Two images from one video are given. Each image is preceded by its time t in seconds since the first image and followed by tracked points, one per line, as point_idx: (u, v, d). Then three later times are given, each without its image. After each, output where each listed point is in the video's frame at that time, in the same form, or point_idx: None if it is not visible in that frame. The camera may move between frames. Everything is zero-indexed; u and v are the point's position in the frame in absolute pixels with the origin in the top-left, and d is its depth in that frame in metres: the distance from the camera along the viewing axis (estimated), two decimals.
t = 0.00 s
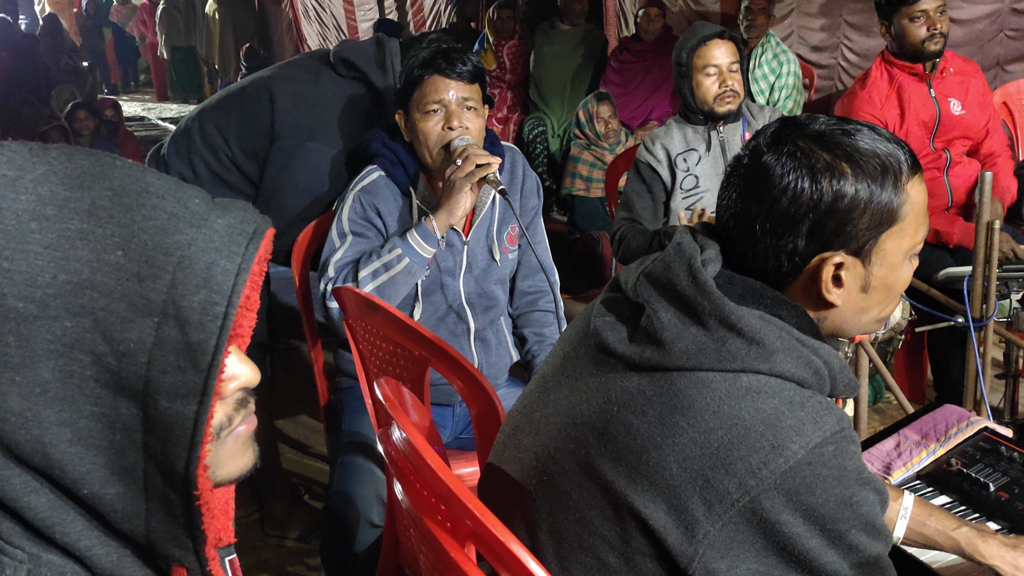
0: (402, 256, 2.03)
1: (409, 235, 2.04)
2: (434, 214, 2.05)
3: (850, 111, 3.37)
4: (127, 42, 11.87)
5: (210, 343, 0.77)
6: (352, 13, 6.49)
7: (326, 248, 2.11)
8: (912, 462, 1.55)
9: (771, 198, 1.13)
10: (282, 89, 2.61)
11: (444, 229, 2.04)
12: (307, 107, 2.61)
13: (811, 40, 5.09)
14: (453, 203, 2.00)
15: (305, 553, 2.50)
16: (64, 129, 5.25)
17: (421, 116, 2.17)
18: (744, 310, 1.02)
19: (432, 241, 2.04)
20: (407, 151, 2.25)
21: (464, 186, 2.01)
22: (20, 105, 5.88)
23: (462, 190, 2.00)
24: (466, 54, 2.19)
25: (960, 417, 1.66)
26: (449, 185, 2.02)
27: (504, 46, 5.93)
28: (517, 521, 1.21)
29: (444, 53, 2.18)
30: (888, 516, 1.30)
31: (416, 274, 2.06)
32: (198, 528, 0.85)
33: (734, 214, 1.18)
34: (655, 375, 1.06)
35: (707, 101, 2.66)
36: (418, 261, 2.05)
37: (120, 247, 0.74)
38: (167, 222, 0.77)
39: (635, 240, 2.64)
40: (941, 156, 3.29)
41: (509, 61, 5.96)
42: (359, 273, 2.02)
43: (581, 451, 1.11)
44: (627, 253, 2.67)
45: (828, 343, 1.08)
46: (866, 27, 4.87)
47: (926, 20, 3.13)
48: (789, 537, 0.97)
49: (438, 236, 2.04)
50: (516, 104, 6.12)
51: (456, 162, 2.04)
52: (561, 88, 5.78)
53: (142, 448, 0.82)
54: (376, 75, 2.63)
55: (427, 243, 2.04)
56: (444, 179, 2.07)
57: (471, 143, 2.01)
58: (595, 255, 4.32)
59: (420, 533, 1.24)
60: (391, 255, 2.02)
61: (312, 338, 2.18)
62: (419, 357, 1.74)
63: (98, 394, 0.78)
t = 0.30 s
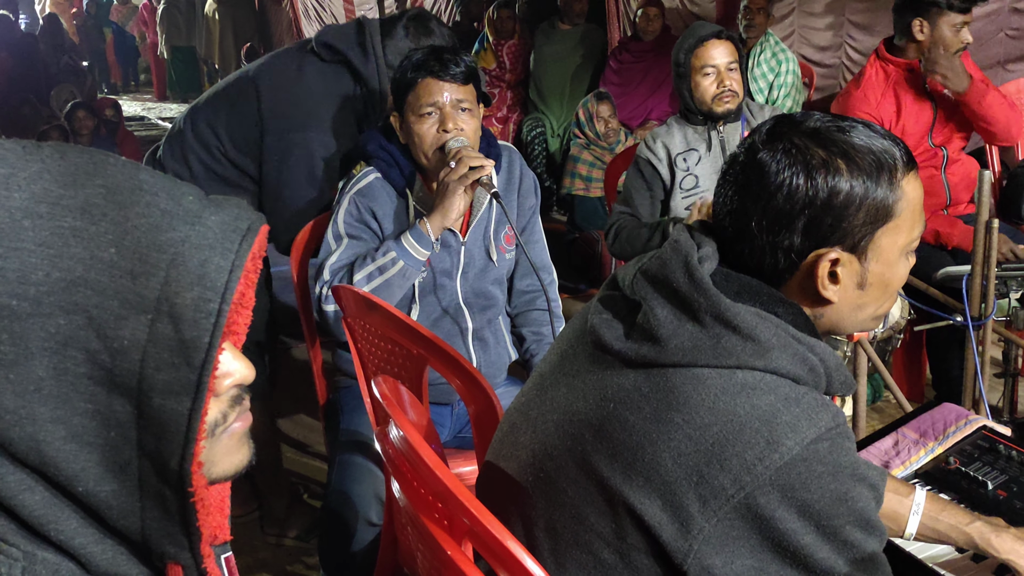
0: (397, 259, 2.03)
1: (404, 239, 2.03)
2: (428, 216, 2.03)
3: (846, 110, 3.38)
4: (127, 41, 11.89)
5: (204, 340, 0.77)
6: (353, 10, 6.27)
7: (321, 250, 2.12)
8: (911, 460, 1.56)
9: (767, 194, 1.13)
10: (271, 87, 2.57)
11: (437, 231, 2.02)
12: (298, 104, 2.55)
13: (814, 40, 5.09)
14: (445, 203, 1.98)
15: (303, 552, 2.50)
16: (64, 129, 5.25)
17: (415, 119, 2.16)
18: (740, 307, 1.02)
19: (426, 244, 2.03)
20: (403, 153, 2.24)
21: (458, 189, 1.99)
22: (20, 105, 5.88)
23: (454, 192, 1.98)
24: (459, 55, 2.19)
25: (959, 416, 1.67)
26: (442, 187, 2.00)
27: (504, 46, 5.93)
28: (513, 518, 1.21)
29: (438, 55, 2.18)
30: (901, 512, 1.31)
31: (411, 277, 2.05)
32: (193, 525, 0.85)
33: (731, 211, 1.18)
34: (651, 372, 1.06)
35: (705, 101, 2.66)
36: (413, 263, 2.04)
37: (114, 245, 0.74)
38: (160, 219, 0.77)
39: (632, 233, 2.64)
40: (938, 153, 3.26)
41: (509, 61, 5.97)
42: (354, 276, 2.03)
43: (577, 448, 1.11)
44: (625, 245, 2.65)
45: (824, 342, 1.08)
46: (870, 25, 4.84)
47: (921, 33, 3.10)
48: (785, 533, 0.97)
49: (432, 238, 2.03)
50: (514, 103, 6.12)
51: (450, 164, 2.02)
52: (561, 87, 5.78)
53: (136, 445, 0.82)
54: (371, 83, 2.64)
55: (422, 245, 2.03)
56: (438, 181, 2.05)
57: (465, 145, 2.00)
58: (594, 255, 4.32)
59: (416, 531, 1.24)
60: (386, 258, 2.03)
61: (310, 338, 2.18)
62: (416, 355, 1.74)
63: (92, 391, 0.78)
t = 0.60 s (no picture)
0: (392, 261, 2.03)
1: (399, 241, 2.03)
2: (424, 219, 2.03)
3: (849, 107, 3.33)
4: (127, 42, 11.91)
5: (200, 339, 0.77)
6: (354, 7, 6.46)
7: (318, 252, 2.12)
8: (910, 460, 1.56)
9: (766, 195, 1.13)
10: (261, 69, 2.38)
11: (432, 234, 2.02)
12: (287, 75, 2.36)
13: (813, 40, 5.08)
14: (439, 204, 1.98)
15: (303, 552, 2.50)
16: (64, 129, 5.26)
17: (411, 120, 2.16)
18: (740, 307, 1.02)
19: (422, 246, 2.03)
20: (401, 155, 2.24)
21: (453, 191, 1.98)
22: (20, 105, 5.89)
23: (449, 194, 1.97)
24: (454, 55, 2.19)
25: (958, 416, 1.67)
26: (437, 188, 1.99)
27: (504, 46, 5.94)
28: (513, 518, 1.21)
29: (432, 56, 2.17)
30: (899, 512, 1.32)
31: (407, 280, 2.05)
32: (190, 524, 0.85)
33: (730, 213, 1.18)
34: (651, 372, 1.06)
35: (707, 101, 2.67)
36: (409, 265, 2.04)
37: (110, 244, 0.74)
38: (157, 218, 0.77)
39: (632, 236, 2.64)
40: (938, 152, 3.27)
41: (509, 61, 5.97)
42: (350, 278, 2.03)
43: (578, 448, 1.11)
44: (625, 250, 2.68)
45: (825, 343, 1.09)
46: (873, 25, 4.95)
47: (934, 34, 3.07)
48: (785, 535, 0.97)
49: (428, 241, 2.03)
50: (514, 103, 6.13)
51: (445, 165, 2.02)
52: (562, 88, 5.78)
53: (133, 444, 0.82)
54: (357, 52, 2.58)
55: (417, 247, 2.03)
56: (434, 183, 2.05)
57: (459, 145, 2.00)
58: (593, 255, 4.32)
59: (416, 531, 1.24)
60: (382, 261, 2.03)
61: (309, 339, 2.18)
62: (416, 355, 1.74)
63: (89, 390, 0.78)
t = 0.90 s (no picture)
0: (390, 264, 2.03)
1: (397, 243, 2.03)
2: (422, 221, 2.03)
3: (851, 105, 3.32)
4: (126, 42, 11.92)
5: (201, 339, 0.77)
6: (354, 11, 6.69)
7: (317, 254, 2.12)
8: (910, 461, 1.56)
9: (769, 197, 1.13)
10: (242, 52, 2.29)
11: (430, 237, 2.02)
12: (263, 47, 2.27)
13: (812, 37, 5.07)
14: (437, 207, 1.99)
15: (304, 552, 2.51)
16: (64, 129, 5.26)
17: (410, 121, 2.16)
18: (743, 308, 1.03)
19: (420, 248, 2.03)
20: (400, 155, 2.24)
21: (451, 193, 1.98)
22: (20, 105, 5.90)
23: (448, 197, 1.97)
24: (453, 55, 2.19)
25: (958, 415, 1.66)
26: (436, 191, 1.99)
27: (504, 46, 5.95)
28: (514, 518, 1.21)
29: (431, 56, 2.17)
30: (954, 506, 1.30)
31: (406, 282, 2.05)
32: (191, 523, 0.85)
33: (733, 214, 1.18)
34: (655, 372, 1.06)
35: (710, 101, 2.66)
36: (407, 267, 2.04)
37: (111, 244, 0.74)
38: (157, 218, 0.77)
39: (634, 236, 2.64)
40: (939, 151, 3.27)
41: (509, 60, 5.98)
42: (349, 280, 2.03)
43: (580, 446, 1.11)
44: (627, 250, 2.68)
45: (830, 346, 1.08)
46: (874, 25, 4.99)
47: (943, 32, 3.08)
48: (785, 536, 0.97)
49: (426, 244, 2.03)
50: (514, 103, 6.13)
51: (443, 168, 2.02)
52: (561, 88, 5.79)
53: (134, 443, 0.82)
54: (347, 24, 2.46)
55: (416, 250, 2.03)
56: (433, 184, 2.04)
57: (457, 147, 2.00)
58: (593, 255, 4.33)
59: (417, 530, 1.24)
60: (380, 263, 2.03)
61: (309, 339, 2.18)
62: (417, 355, 1.74)
63: (90, 390, 0.78)
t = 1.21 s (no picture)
0: (390, 264, 2.03)
1: (397, 243, 2.03)
2: (421, 222, 2.03)
3: (853, 103, 3.31)
4: (126, 42, 11.94)
5: (201, 338, 0.77)
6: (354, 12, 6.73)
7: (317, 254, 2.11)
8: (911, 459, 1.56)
9: (776, 197, 1.13)
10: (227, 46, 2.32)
11: (429, 237, 2.02)
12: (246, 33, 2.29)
13: (812, 36, 5.07)
14: (437, 208, 1.99)
15: (304, 552, 2.51)
16: (64, 129, 5.26)
17: (409, 120, 2.16)
18: (748, 310, 1.02)
19: (420, 248, 2.03)
20: (400, 155, 2.24)
21: (450, 194, 1.98)
22: (20, 106, 5.91)
23: (447, 197, 1.97)
24: (452, 55, 2.19)
25: (959, 415, 1.67)
26: (435, 192, 1.99)
27: (503, 46, 5.97)
28: (515, 517, 1.20)
29: (430, 56, 2.17)
30: (1003, 507, 1.28)
31: (405, 282, 2.05)
32: (192, 522, 0.85)
33: (738, 213, 1.18)
34: (659, 372, 1.06)
35: (708, 102, 2.66)
36: (407, 267, 2.04)
37: (111, 243, 0.74)
38: (158, 217, 0.77)
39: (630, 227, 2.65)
40: (939, 150, 3.27)
41: (509, 60, 6.00)
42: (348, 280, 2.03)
43: (583, 445, 1.10)
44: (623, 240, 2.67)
45: (836, 349, 1.07)
46: (874, 25, 5.00)
47: (949, 37, 3.10)
48: (787, 540, 0.96)
49: (425, 244, 2.03)
50: (514, 103, 6.12)
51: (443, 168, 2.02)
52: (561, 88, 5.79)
53: (135, 443, 0.81)
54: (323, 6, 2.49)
55: (415, 251, 2.03)
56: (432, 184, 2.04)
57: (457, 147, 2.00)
58: (593, 255, 4.33)
59: (417, 529, 1.24)
60: (380, 263, 2.03)
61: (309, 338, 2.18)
62: (419, 355, 1.74)
63: (91, 389, 0.78)
